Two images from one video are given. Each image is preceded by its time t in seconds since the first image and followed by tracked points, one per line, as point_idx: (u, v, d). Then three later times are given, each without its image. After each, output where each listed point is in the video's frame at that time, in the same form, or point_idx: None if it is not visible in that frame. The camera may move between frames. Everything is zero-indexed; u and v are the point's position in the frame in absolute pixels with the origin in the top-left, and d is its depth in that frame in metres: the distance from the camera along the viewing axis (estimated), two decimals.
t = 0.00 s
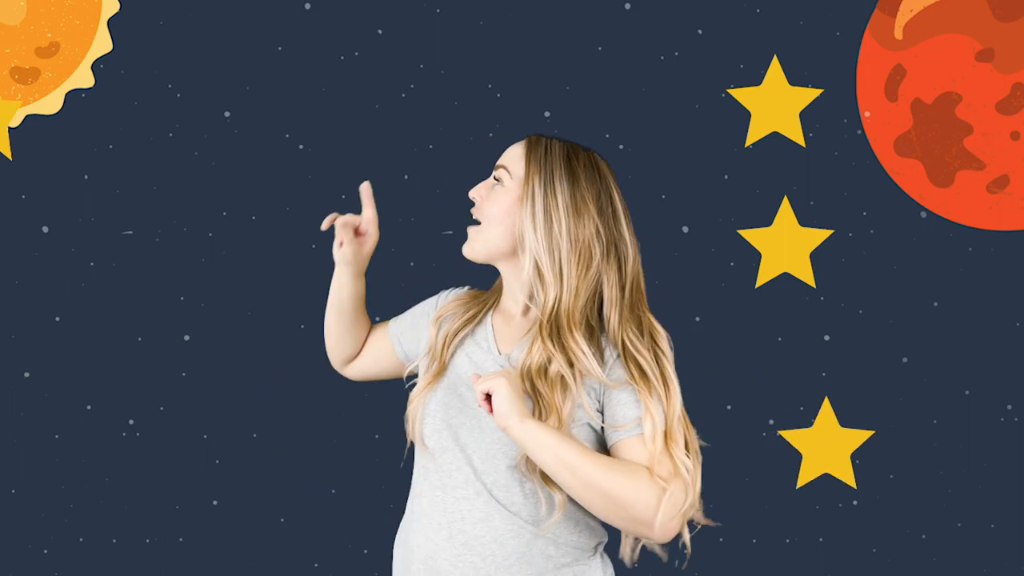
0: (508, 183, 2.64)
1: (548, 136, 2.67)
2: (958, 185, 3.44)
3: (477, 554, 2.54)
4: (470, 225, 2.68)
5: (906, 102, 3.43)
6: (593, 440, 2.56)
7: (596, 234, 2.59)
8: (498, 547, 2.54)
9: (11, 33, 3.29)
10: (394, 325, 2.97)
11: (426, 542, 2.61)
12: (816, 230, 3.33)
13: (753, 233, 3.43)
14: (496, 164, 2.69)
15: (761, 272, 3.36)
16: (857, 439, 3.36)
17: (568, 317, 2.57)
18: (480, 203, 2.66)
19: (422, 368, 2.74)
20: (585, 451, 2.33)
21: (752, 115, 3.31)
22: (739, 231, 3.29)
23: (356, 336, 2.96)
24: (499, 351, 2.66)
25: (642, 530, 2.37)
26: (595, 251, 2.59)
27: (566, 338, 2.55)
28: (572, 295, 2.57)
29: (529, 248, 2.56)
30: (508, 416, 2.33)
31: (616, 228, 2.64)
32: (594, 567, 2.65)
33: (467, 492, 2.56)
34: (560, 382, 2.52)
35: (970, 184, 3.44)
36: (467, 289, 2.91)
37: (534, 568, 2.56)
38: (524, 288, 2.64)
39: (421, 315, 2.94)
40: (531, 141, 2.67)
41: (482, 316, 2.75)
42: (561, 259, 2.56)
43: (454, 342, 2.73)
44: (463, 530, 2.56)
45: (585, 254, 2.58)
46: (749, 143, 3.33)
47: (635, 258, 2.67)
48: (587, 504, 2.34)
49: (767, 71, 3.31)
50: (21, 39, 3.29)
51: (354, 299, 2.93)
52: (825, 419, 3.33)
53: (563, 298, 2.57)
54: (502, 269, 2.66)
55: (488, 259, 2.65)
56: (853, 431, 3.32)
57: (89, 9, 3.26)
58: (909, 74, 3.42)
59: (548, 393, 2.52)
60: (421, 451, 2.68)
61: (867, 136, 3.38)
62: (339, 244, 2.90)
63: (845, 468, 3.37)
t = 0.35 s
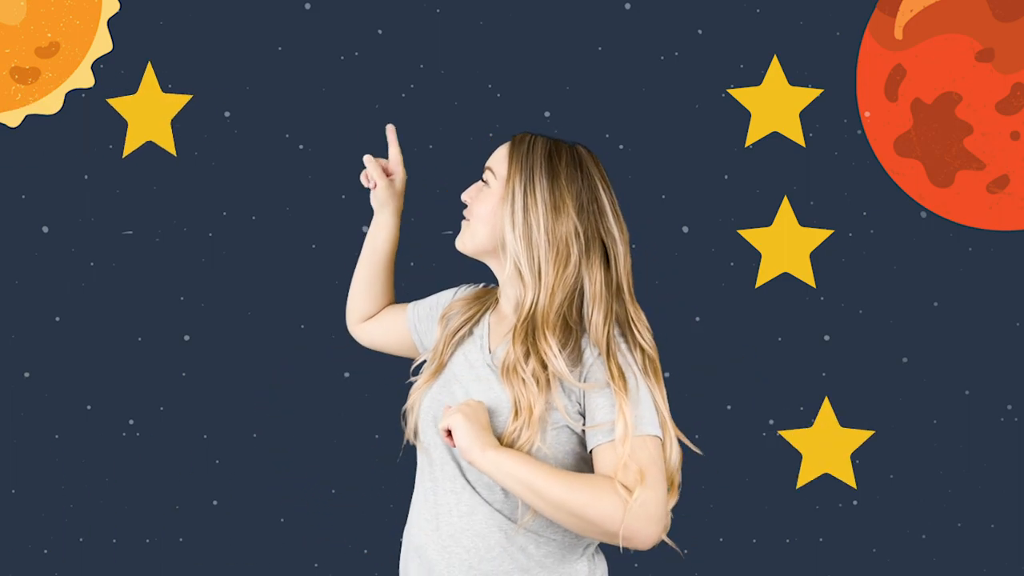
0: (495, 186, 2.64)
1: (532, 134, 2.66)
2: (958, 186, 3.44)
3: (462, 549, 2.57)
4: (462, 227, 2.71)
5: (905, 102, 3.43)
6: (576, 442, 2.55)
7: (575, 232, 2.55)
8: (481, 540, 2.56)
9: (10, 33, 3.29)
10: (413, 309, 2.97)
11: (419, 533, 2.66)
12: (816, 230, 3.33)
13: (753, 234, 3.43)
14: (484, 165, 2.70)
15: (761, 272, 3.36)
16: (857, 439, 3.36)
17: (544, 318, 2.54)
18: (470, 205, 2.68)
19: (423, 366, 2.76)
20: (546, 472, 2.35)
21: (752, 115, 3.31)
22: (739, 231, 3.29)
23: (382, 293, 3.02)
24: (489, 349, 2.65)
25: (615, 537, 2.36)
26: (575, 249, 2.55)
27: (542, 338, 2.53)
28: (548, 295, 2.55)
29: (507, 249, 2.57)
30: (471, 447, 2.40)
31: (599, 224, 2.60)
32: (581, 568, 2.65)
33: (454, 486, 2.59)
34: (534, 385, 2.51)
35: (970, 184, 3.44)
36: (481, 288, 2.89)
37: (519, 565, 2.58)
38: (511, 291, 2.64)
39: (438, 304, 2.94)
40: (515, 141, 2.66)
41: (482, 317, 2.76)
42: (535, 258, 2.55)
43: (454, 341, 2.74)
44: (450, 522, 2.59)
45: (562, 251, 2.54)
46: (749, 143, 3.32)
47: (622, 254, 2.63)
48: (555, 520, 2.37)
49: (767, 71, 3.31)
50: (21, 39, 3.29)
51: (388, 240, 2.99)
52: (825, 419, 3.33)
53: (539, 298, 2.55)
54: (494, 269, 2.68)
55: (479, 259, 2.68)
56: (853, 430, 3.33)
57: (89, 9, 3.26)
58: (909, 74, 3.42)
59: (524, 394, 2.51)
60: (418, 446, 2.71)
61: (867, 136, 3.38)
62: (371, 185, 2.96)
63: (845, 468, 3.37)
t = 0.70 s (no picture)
0: (489, 187, 2.64)
1: (525, 134, 2.66)
2: (958, 186, 3.44)
3: (466, 546, 2.58)
4: (459, 230, 2.71)
5: (906, 102, 3.43)
6: (578, 441, 2.55)
7: (570, 231, 2.55)
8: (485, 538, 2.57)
9: (10, 33, 3.28)
10: (413, 308, 2.97)
11: (422, 531, 2.66)
12: (816, 230, 3.33)
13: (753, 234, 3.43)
14: (479, 167, 2.70)
15: (761, 272, 3.36)
16: (857, 439, 3.36)
17: (542, 319, 2.54)
18: (465, 207, 2.69)
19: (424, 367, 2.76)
20: (547, 481, 2.35)
21: (752, 116, 3.31)
22: (739, 231, 3.29)
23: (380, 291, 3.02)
24: (489, 350, 2.65)
25: (620, 538, 2.37)
26: (570, 248, 2.55)
27: (540, 339, 2.53)
28: (545, 296, 2.55)
29: (503, 251, 2.57)
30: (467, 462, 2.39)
31: (593, 222, 2.59)
32: (583, 567, 2.64)
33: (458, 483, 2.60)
34: (533, 387, 2.51)
35: (970, 184, 3.44)
36: (481, 288, 2.89)
37: (522, 563, 2.58)
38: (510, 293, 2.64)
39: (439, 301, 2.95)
40: (508, 141, 2.66)
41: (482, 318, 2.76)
42: (531, 259, 2.55)
43: (455, 342, 2.75)
44: (453, 520, 2.60)
45: (557, 250, 2.54)
46: (749, 143, 3.32)
47: (619, 251, 2.62)
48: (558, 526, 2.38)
49: (767, 71, 3.31)
50: (21, 39, 3.28)
51: (379, 235, 3.00)
52: (825, 419, 3.33)
53: (536, 299, 2.56)
54: (491, 271, 2.68)
55: (477, 261, 2.68)
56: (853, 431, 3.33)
57: (89, 9, 3.26)
58: (909, 74, 3.42)
59: (524, 395, 2.51)
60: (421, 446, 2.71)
61: (867, 136, 3.38)
62: (348, 190, 2.93)
63: (845, 468, 3.37)
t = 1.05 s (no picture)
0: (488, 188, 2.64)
1: (521, 133, 2.66)
2: (958, 186, 3.44)
3: (471, 546, 2.58)
4: (460, 232, 2.71)
5: (906, 102, 3.43)
6: (583, 440, 2.55)
7: (569, 229, 2.55)
8: (490, 537, 2.57)
9: (10, 33, 3.28)
10: (414, 313, 2.97)
11: (427, 532, 2.66)
12: (816, 229, 3.33)
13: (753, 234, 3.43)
14: (476, 168, 2.70)
15: (761, 272, 3.36)
16: (858, 439, 3.36)
17: (544, 319, 2.54)
18: (464, 209, 2.68)
19: (426, 368, 2.76)
20: (553, 490, 2.36)
21: (752, 116, 3.31)
22: (739, 231, 3.29)
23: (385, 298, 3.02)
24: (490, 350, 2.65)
25: (628, 540, 2.38)
26: (569, 246, 2.54)
27: (543, 339, 2.53)
28: (546, 296, 2.55)
29: (503, 252, 2.57)
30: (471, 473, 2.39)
31: (592, 219, 2.59)
32: (588, 564, 2.64)
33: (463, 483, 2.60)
34: (536, 387, 2.51)
35: (970, 184, 3.44)
36: (481, 288, 2.89)
37: (527, 561, 2.58)
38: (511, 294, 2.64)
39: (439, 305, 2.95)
40: (504, 142, 2.66)
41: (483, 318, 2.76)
42: (531, 259, 2.54)
43: (455, 343, 2.75)
44: (458, 520, 2.60)
45: (557, 249, 2.54)
46: (749, 143, 3.32)
47: (619, 248, 2.62)
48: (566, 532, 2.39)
49: (767, 71, 3.32)
50: (21, 39, 3.28)
51: (387, 246, 3.00)
52: (825, 419, 3.33)
53: (537, 299, 2.55)
54: (493, 273, 2.68)
55: (478, 263, 2.68)
56: (853, 431, 3.32)
57: (89, 9, 3.26)
58: (909, 74, 3.42)
59: (527, 395, 2.51)
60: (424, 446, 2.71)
61: (867, 136, 3.38)
62: (363, 195, 2.96)
63: (845, 468, 3.37)
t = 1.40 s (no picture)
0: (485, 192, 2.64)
1: (514, 134, 2.66)
2: (958, 186, 3.44)
3: (473, 547, 2.58)
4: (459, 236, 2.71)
5: (906, 102, 3.43)
6: (586, 441, 2.55)
7: (563, 227, 2.54)
8: (492, 538, 2.57)
9: (10, 33, 3.28)
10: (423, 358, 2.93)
11: (429, 533, 2.66)
12: (816, 229, 3.33)
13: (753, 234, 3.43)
14: (471, 172, 2.70)
15: (761, 272, 3.36)
16: (858, 439, 3.36)
17: (541, 320, 2.53)
18: (463, 214, 2.69)
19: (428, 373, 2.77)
20: (562, 501, 2.37)
21: (752, 116, 3.31)
22: (739, 231, 3.29)
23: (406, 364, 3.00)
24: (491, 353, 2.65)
25: (636, 544, 2.39)
26: (565, 244, 2.53)
27: (542, 341, 2.52)
28: (542, 296, 2.53)
29: (498, 254, 2.57)
30: (475, 487, 2.38)
31: (587, 215, 2.58)
32: (589, 564, 2.64)
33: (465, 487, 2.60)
34: (536, 389, 2.51)
35: (970, 184, 3.44)
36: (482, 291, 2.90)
37: (529, 562, 2.58)
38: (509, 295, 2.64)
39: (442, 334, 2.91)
40: (496, 143, 2.67)
41: (485, 322, 2.78)
42: (526, 259, 2.54)
43: (457, 347, 2.76)
44: (460, 522, 2.60)
45: (551, 248, 2.53)
46: (749, 143, 3.33)
47: (616, 244, 2.60)
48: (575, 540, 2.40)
49: (767, 71, 3.32)
50: (21, 39, 3.28)
51: (403, 319, 3.00)
52: (825, 419, 3.33)
53: (533, 299, 2.54)
54: (492, 274, 2.68)
55: (478, 266, 2.68)
56: (853, 431, 3.32)
57: (89, 9, 3.26)
58: (909, 74, 3.42)
59: (526, 397, 2.51)
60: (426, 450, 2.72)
61: (867, 136, 3.39)
62: (382, 266, 2.99)
63: (845, 468, 3.37)
